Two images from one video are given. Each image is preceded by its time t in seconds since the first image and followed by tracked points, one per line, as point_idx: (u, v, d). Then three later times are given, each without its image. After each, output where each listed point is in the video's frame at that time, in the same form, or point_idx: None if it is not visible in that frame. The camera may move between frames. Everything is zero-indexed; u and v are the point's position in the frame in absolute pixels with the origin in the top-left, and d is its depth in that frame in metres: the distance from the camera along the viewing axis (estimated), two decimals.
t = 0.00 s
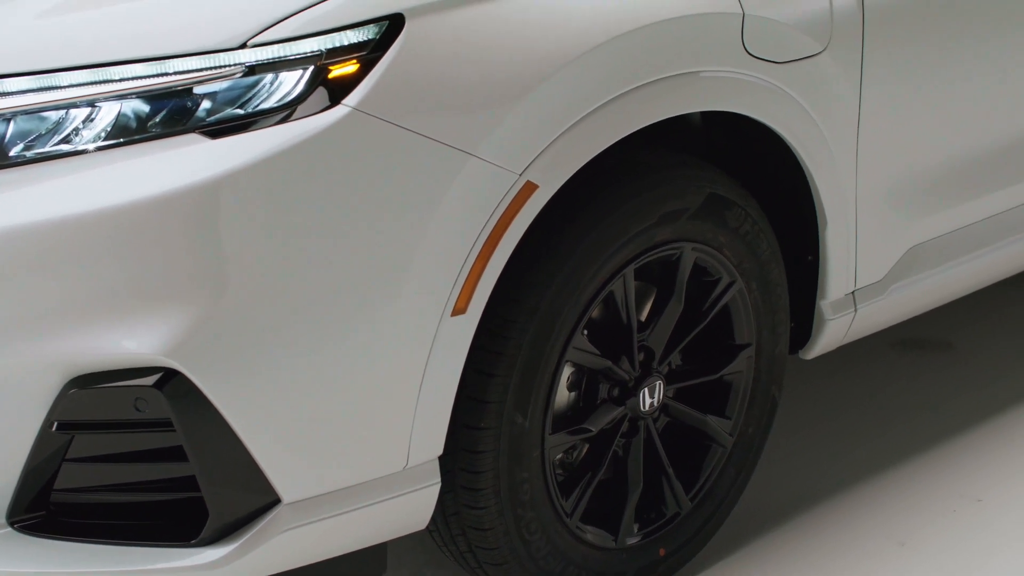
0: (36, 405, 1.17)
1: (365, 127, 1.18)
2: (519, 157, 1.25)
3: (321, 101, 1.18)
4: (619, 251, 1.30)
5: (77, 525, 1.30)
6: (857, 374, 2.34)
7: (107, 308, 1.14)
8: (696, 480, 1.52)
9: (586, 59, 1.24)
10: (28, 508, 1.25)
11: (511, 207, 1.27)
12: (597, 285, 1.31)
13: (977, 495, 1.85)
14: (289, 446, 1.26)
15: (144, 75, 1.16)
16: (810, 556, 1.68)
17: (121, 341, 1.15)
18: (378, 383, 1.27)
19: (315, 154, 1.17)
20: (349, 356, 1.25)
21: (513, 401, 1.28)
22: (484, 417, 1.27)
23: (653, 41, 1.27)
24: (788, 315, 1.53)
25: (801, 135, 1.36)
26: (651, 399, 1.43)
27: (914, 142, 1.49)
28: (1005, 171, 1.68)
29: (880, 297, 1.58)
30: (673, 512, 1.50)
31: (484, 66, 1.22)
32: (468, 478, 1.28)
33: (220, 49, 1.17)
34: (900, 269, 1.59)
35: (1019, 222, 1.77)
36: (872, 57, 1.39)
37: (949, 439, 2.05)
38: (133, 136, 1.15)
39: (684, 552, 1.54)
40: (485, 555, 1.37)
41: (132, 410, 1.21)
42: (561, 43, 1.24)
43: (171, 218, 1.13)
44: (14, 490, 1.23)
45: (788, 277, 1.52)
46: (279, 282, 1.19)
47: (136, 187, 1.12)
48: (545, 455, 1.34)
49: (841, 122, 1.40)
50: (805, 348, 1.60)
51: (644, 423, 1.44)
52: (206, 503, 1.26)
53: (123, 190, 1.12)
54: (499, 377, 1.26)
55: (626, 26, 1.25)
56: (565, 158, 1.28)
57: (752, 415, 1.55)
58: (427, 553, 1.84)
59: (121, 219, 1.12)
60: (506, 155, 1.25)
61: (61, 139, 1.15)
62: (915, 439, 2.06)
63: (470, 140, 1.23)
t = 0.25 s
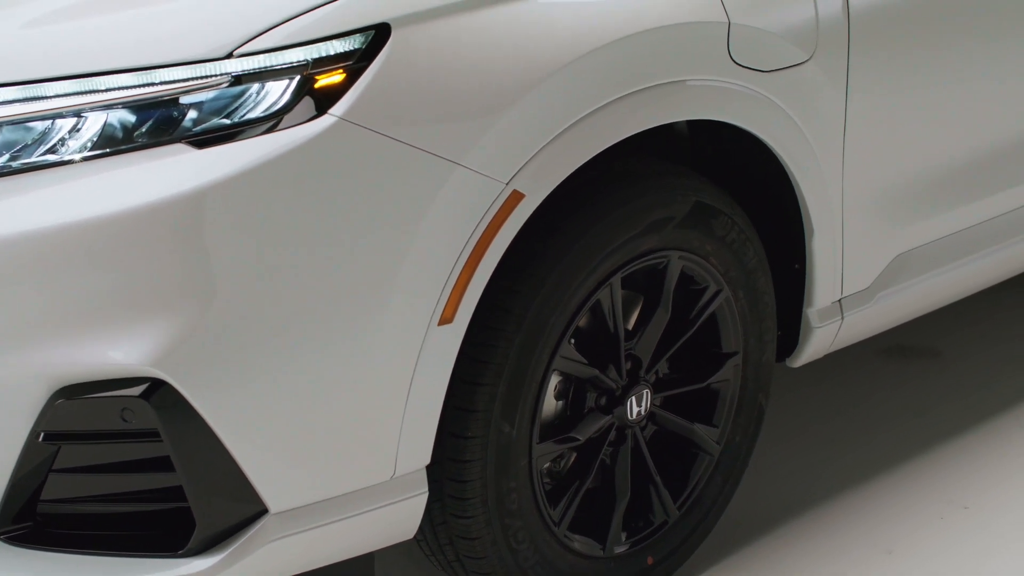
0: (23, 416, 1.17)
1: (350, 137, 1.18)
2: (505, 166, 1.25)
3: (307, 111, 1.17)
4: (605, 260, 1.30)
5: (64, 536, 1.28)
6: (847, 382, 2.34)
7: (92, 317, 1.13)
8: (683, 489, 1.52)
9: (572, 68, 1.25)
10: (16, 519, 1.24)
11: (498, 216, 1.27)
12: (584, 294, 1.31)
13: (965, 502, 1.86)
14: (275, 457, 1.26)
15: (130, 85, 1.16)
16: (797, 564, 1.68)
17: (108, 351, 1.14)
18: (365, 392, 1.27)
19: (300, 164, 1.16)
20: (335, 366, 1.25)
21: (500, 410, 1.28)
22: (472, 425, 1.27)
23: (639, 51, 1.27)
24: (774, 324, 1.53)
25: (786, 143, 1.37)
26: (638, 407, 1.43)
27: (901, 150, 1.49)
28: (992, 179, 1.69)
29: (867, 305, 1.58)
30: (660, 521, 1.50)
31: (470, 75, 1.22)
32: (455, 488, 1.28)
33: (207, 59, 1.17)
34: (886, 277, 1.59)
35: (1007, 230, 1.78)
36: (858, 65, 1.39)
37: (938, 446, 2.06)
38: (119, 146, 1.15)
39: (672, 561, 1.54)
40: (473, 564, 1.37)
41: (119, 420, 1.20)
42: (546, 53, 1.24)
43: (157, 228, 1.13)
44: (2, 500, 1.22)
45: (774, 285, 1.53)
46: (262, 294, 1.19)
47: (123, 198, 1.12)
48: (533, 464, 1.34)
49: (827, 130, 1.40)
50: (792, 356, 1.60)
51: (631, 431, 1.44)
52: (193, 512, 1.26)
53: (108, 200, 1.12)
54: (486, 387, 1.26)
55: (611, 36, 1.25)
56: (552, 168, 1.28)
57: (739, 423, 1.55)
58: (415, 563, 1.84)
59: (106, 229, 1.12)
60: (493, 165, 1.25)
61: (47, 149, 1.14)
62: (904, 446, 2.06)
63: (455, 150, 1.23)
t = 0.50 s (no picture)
0: (10, 426, 1.16)
1: (335, 148, 1.18)
2: (492, 174, 1.25)
3: (294, 120, 1.17)
4: (592, 269, 1.31)
5: (51, 545, 1.28)
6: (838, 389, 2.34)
7: (78, 328, 1.13)
8: (671, 496, 1.52)
9: (559, 77, 1.25)
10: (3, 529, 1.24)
11: (485, 224, 1.27)
12: (571, 303, 1.31)
13: (953, 509, 1.86)
14: (262, 466, 1.26)
15: (117, 94, 1.16)
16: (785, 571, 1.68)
17: (96, 361, 1.13)
18: (352, 401, 1.27)
19: (285, 174, 1.16)
20: (322, 376, 1.25)
21: (488, 419, 1.28)
22: (460, 434, 1.27)
23: (626, 59, 1.27)
24: (762, 331, 1.53)
25: (773, 151, 1.37)
26: (626, 416, 1.43)
27: (888, 158, 1.50)
28: (980, 185, 1.69)
29: (854, 312, 1.58)
30: (649, 528, 1.50)
31: (456, 84, 1.22)
32: (443, 497, 1.28)
33: (194, 68, 1.17)
34: (874, 284, 1.60)
35: (994, 237, 1.78)
36: (845, 73, 1.40)
37: (927, 452, 2.06)
38: (106, 155, 1.15)
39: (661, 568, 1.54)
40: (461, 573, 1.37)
41: (105, 430, 1.20)
42: (533, 62, 1.24)
43: (143, 238, 1.12)
44: None
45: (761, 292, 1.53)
46: (248, 304, 1.18)
47: (109, 207, 1.12)
48: (521, 472, 1.34)
49: (814, 137, 1.40)
50: (780, 364, 1.61)
51: (619, 439, 1.44)
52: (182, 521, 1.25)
53: (95, 210, 1.11)
54: (474, 395, 1.26)
55: (598, 44, 1.25)
56: (539, 176, 1.28)
57: (727, 431, 1.55)
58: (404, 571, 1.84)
59: (93, 239, 1.11)
60: (479, 173, 1.25)
61: (34, 158, 1.14)
62: (893, 452, 2.07)
63: (442, 159, 1.23)
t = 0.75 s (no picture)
0: None
1: (321, 157, 1.18)
2: (479, 183, 1.25)
3: (281, 129, 1.17)
4: (580, 277, 1.30)
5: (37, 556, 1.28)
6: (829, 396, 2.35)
7: (63, 339, 1.12)
8: (659, 504, 1.52)
9: (544, 85, 1.25)
10: None
11: (472, 233, 1.27)
12: (558, 312, 1.31)
13: (940, 516, 1.86)
14: (249, 476, 1.25)
15: (103, 104, 1.16)
16: None
17: (83, 370, 1.13)
18: (339, 411, 1.27)
19: (270, 184, 1.16)
20: (308, 385, 1.25)
21: (476, 428, 1.28)
22: (447, 443, 1.27)
23: (612, 68, 1.27)
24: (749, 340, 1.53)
25: (760, 159, 1.37)
26: (614, 424, 1.43)
27: (874, 165, 1.50)
28: (967, 193, 1.70)
29: (841, 320, 1.58)
30: (637, 537, 1.50)
31: (441, 93, 1.22)
32: (431, 505, 1.28)
33: (180, 77, 1.17)
34: (861, 291, 1.60)
35: (982, 244, 1.79)
36: (832, 81, 1.40)
37: (917, 458, 2.07)
38: (93, 164, 1.15)
39: None
40: None
41: (93, 440, 1.19)
42: (519, 71, 1.24)
43: (128, 247, 1.12)
44: None
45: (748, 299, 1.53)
46: (234, 314, 1.18)
47: (95, 217, 1.11)
48: (508, 481, 1.34)
49: (800, 145, 1.40)
50: (767, 372, 1.61)
51: (607, 448, 1.44)
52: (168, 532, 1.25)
53: (81, 220, 1.11)
54: (461, 404, 1.26)
55: (584, 53, 1.25)
56: (525, 185, 1.28)
57: (715, 439, 1.55)
58: None
59: (78, 249, 1.11)
60: (466, 182, 1.25)
61: (20, 168, 1.14)
62: (883, 458, 2.07)
63: (428, 168, 1.23)
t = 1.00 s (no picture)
0: None
1: (307, 168, 1.18)
2: (466, 193, 1.25)
3: (268, 139, 1.17)
4: (567, 286, 1.30)
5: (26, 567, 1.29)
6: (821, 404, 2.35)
7: (49, 350, 1.11)
8: (648, 514, 1.52)
9: (531, 95, 1.25)
10: None
11: (459, 242, 1.27)
12: (546, 321, 1.31)
13: (928, 525, 1.86)
14: (237, 487, 1.25)
15: (90, 114, 1.16)
16: None
17: (70, 382, 1.12)
18: (327, 421, 1.27)
19: (257, 195, 1.16)
20: (295, 396, 1.24)
21: (464, 438, 1.28)
22: (435, 453, 1.27)
23: (599, 78, 1.27)
24: (737, 349, 1.53)
25: (747, 168, 1.37)
26: (603, 433, 1.43)
27: (862, 174, 1.50)
28: (955, 201, 1.70)
29: (828, 329, 1.58)
30: (625, 546, 1.50)
31: (428, 104, 1.22)
32: (420, 516, 1.28)
33: (168, 88, 1.17)
34: (849, 300, 1.60)
35: (970, 252, 1.80)
36: (819, 90, 1.40)
37: (907, 466, 2.07)
38: (80, 175, 1.14)
39: None
40: None
41: (80, 452, 1.19)
42: (506, 81, 1.24)
43: (115, 258, 1.11)
44: None
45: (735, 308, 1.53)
46: (221, 326, 1.18)
47: (82, 228, 1.11)
48: (496, 491, 1.34)
49: (787, 154, 1.41)
50: (755, 380, 1.61)
51: (596, 457, 1.44)
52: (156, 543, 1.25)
53: (67, 231, 1.11)
54: (449, 414, 1.26)
55: (571, 63, 1.25)
56: (512, 195, 1.28)
57: (703, 448, 1.55)
58: None
59: (65, 260, 1.10)
60: (453, 192, 1.25)
61: (7, 179, 1.13)
62: (873, 466, 2.07)
63: (415, 178, 1.23)
